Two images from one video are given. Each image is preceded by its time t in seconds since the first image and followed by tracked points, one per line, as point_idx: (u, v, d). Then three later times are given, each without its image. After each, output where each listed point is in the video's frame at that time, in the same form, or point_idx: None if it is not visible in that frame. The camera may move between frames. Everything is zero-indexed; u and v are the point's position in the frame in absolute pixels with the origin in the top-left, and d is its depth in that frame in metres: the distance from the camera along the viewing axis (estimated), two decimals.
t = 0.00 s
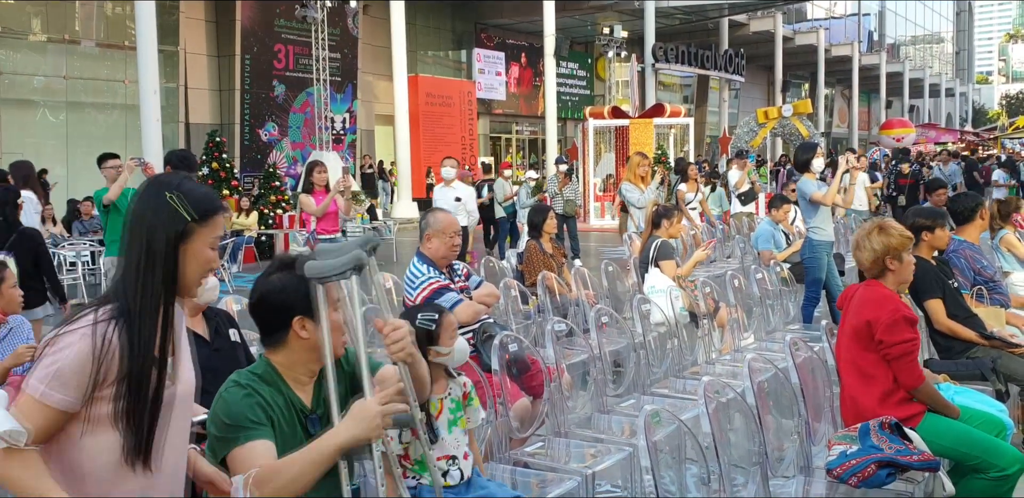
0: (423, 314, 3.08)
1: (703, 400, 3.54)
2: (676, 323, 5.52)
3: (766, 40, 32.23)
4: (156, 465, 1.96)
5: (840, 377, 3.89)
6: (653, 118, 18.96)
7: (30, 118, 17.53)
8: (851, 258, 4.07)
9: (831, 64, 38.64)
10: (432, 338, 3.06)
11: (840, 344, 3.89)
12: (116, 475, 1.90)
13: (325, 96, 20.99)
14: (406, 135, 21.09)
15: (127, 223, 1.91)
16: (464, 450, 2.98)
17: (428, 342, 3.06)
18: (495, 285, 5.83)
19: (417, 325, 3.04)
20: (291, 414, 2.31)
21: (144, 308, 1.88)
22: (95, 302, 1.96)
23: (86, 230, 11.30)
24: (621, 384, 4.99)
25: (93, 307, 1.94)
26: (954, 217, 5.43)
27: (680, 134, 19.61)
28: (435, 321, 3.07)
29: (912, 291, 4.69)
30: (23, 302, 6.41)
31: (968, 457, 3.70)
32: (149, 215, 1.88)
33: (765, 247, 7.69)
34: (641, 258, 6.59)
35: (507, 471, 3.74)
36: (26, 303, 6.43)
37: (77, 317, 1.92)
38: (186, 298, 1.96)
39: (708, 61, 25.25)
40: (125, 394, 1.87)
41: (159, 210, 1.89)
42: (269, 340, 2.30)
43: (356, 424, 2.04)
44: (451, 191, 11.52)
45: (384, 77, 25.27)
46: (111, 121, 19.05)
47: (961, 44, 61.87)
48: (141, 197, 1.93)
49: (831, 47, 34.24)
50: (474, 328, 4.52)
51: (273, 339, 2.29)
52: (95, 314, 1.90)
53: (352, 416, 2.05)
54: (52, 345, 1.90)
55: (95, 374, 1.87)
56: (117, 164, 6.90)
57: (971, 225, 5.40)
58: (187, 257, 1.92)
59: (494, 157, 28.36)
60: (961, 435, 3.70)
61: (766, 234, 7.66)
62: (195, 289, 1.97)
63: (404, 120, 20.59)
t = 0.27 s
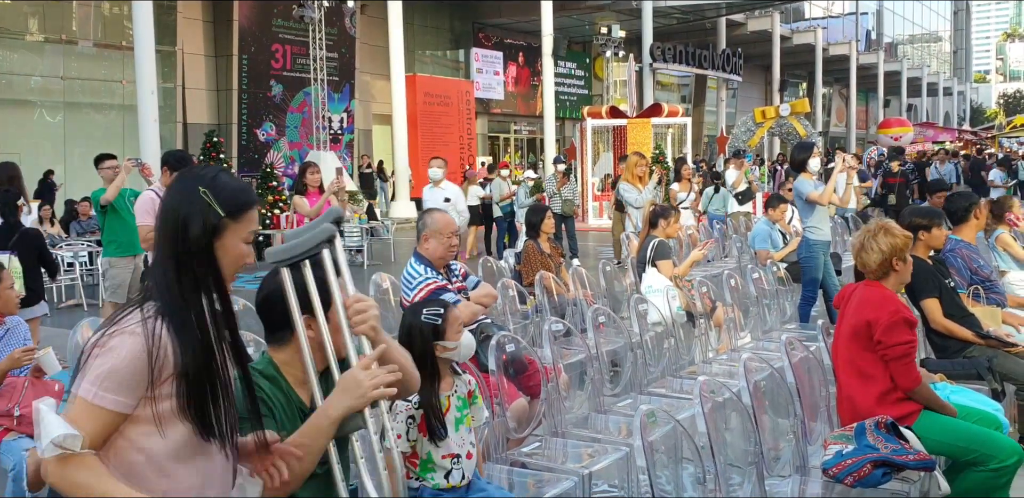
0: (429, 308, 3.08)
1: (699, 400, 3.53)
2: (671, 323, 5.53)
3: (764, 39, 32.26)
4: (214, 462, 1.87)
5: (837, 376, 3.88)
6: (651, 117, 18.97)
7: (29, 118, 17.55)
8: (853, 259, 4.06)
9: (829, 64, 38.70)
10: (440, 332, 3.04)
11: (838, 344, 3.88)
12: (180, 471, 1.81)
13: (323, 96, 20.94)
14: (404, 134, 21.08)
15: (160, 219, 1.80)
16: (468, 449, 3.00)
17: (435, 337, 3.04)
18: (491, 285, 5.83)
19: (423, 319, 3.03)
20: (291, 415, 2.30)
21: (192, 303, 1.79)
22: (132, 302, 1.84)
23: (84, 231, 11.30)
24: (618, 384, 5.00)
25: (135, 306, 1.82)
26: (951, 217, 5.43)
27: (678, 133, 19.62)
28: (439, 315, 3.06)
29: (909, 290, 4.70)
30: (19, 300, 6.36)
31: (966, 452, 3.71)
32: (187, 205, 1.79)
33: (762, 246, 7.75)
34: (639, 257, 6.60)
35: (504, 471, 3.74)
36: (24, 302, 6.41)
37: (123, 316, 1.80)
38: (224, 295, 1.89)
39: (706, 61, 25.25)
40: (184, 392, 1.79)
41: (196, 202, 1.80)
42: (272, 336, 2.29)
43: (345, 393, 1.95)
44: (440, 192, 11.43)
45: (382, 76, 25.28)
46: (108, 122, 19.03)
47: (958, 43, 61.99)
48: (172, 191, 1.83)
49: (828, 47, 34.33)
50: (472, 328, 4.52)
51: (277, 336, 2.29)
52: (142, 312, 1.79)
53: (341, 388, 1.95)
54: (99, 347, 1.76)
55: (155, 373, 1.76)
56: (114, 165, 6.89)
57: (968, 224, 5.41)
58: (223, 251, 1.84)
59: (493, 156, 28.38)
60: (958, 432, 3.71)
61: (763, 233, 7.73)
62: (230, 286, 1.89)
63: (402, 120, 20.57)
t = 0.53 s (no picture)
0: (431, 308, 3.01)
1: (693, 402, 3.54)
2: (666, 324, 5.55)
3: (758, 41, 32.32)
4: (274, 473, 1.83)
5: (830, 378, 3.90)
6: (646, 118, 19.00)
7: (22, 118, 17.50)
8: (846, 261, 4.05)
9: (822, 65, 38.80)
10: (441, 333, 2.99)
11: (832, 346, 3.90)
12: (248, 485, 1.75)
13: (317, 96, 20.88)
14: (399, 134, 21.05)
15: (209, 233, 1.70)
16: (468, 451, 3.02)
17: (437, 338, 2.99)
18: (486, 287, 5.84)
19: (425, 320, 2.97)
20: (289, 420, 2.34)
21: (249, 318, 1.74)
22: (183, 318, 1.74)
23: (78, 232, 11.28)
24: (612, 386, 5.01)
25: (186, 322, 1.72)
26: (944, 219, 5.46)
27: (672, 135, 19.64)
28: (442, 316, 3.00)
29: (901, 292, 4.73)
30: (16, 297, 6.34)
31: (958, 456, 3.72)
32: (239, 221, 1.70)
33: (756, 248, 7.76)
34: (633, 259, 6.61)
35: (498, 474, 3.74)
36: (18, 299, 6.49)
37: (179, 337, 1.70)
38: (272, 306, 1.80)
39: (700, 62, 25.30)
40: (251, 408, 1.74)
41: (246, 215, 1.70)
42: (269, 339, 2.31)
43: (326, 416, 1.96)
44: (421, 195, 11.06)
45: (376, 77, 25.27)
46: (101, 122, 18.98)
47: (951, 44, 62.17)
48: (217, 203, 1.72)
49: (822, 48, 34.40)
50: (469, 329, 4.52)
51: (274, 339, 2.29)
52: (200, 332, 1.69)
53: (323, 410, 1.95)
54: (161, 371, 1.67)
55: (222, 395, 1.68)
56: (108, 167, 6.96)
57: (960, 227, 5.44)
58: (271, 262, 1.75)
59: (487, 157, 28.39)
60: (948, 434, 3.73)
61: (756, 235, 7.73)
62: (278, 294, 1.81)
63: (397, 120, 20.55)
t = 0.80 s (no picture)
0: (432, 310, 2.98)
1: (687, 403, 3.55)
2: (661, 326, 5.56)
3: (753, 41, 32.40)
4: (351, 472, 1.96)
5: (825, 379, 3.90)
6: (640, 119, 19.03)
7: (17, 119, 17.46)
8: (842, 263, 4.05)
9: (817, 65, 38.92)
10: (442, 335, 2.96)
11: (828, 348, 3.89)
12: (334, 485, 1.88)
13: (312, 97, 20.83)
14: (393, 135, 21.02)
15: (314, 248, 1.78)
16: (467, 454, 3.03)
17: (438, 340, 2.98)
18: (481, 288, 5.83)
19: (427, 322, 2.94)
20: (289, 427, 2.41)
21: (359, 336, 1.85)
22: (285, 331, 1.83)
23: (72, 233, 11.27)
24: (608, 387, 5.02)
25: (292, 331, 1.82)
26: (938, 219, 5.48)
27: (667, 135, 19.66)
28: (444, 317, 2.97)
29: (896, 293, 4.74)
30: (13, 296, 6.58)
31: (950, 459, 3.75)
32: (341, 236, 1.78)
33: (751, 248, 7.78)
34: (628, 260, 6.62)
35: (494, 476, 3.75)
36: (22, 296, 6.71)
37: (286, 352, 1.79)
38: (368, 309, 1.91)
39: (694, 62, 25.35)
40: (361, 410, 1.86)
41: (349, 229, 1.79)
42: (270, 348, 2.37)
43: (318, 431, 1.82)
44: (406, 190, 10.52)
45: (371, 77, 25.26)
46: (95, 123, 18.94)
47: (945, 43, 62.37)
48: (308, 221, 1.79)
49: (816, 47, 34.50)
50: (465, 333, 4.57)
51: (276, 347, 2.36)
52: (309, 344, 1.79)
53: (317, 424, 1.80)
54: (277, 389, 1.76)
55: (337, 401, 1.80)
56: (102, 169, 6.93)
57: (953, 228, 5.47)
58: (376, 270, 1.86)
59: (482, 157, 28.39)
60: (941, 437, 3.75)
61: (751, 235, 7.76)
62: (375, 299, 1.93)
63: (392, 121, 20.54)
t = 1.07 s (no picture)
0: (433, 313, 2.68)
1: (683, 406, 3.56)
2: (657, 328, 5.58)
3: (748, 43, 32.47)
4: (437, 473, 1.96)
5: (820, 382, 3.91)
6: (636, 120, 19.07)
7: (13, 120, 17.43)
8: (836, 267, 4.06)
9: (811, 66, 39.05)
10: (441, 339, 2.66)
11: (822, 350, 3.92)
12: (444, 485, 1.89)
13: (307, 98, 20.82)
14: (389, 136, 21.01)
15: (415, 255, 1.83)
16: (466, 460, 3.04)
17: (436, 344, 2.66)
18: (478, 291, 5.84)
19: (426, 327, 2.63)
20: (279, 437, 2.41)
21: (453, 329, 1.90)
22: (385, 338, 1.82)
23: (67, 235, 11.26)
24: (604, 390, 5.04)
25: (399, 336, 1.81)
26: (933, 221, 5.49)
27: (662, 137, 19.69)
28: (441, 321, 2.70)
29: (891, 295, 4.76)
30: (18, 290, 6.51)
31: (945, 463, 3.75)
32: (437, 243, 1.85)
33: (746, 250, 7.82)
34: (624, 263, 6.64)
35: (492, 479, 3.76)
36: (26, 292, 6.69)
37: (404, 353, 1.78)
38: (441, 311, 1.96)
39: (690, 64, 25.39)
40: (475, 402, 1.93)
41: (443, 238, 1.88)
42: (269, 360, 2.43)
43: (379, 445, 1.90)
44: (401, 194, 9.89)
45: (366, 79, 25.27)
46: (89, 125, 18.89)
47: (940, 45, 62.53)
48: (399, 233, 1.83)
49: (811, 49, 34.58)
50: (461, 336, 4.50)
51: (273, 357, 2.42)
52: (426, 346, 1.80)
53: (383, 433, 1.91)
54: (409, 392, 1.75)
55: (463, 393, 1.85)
56: (97, 170, 6.88)
57: (948, 230, 5.48)
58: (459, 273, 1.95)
59: (478, 159, 28.39)
60: (935, 440, 3.76)
61: (746, 237, 7.80)
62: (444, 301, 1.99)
63: (388, 122, 20.53)
